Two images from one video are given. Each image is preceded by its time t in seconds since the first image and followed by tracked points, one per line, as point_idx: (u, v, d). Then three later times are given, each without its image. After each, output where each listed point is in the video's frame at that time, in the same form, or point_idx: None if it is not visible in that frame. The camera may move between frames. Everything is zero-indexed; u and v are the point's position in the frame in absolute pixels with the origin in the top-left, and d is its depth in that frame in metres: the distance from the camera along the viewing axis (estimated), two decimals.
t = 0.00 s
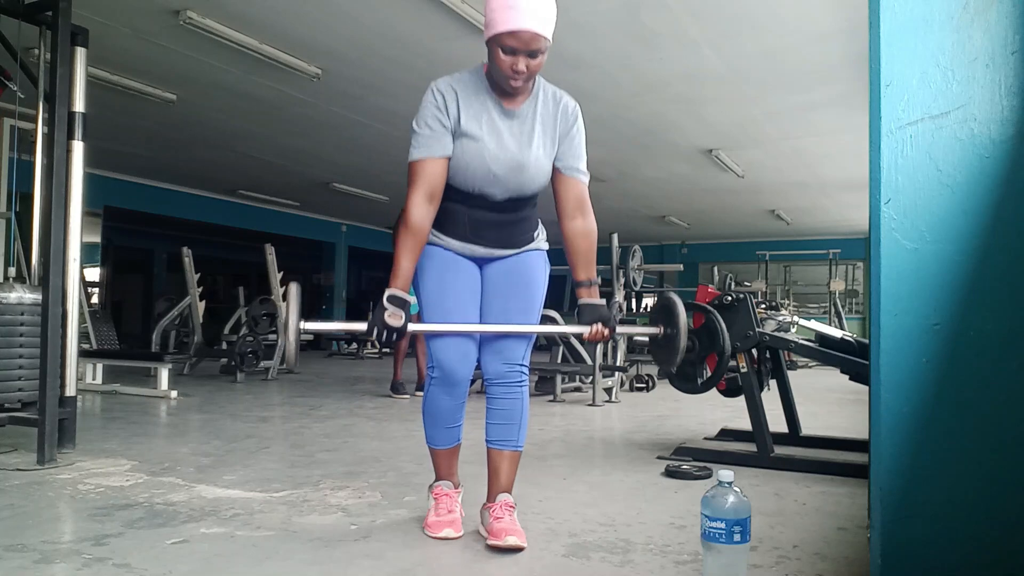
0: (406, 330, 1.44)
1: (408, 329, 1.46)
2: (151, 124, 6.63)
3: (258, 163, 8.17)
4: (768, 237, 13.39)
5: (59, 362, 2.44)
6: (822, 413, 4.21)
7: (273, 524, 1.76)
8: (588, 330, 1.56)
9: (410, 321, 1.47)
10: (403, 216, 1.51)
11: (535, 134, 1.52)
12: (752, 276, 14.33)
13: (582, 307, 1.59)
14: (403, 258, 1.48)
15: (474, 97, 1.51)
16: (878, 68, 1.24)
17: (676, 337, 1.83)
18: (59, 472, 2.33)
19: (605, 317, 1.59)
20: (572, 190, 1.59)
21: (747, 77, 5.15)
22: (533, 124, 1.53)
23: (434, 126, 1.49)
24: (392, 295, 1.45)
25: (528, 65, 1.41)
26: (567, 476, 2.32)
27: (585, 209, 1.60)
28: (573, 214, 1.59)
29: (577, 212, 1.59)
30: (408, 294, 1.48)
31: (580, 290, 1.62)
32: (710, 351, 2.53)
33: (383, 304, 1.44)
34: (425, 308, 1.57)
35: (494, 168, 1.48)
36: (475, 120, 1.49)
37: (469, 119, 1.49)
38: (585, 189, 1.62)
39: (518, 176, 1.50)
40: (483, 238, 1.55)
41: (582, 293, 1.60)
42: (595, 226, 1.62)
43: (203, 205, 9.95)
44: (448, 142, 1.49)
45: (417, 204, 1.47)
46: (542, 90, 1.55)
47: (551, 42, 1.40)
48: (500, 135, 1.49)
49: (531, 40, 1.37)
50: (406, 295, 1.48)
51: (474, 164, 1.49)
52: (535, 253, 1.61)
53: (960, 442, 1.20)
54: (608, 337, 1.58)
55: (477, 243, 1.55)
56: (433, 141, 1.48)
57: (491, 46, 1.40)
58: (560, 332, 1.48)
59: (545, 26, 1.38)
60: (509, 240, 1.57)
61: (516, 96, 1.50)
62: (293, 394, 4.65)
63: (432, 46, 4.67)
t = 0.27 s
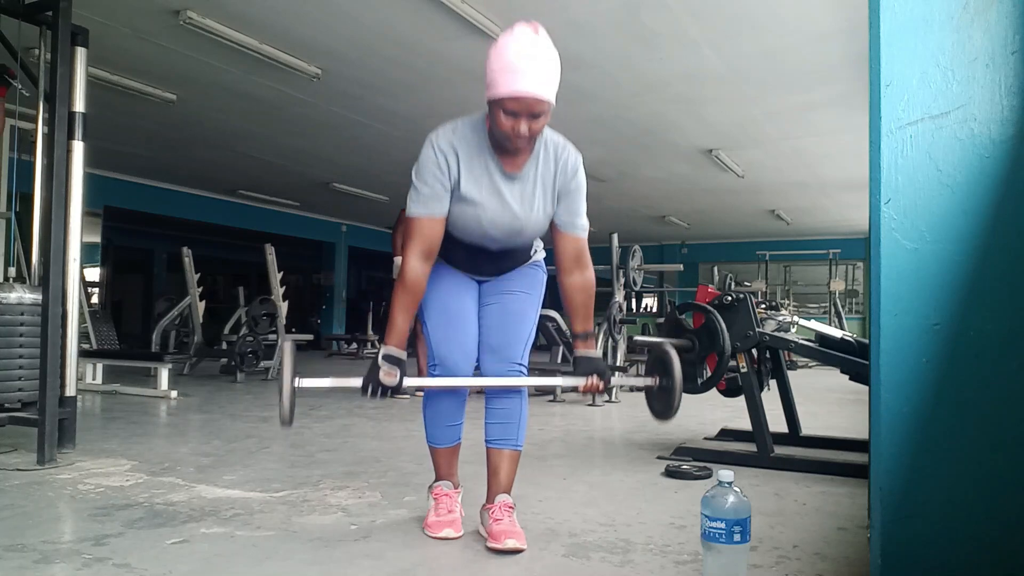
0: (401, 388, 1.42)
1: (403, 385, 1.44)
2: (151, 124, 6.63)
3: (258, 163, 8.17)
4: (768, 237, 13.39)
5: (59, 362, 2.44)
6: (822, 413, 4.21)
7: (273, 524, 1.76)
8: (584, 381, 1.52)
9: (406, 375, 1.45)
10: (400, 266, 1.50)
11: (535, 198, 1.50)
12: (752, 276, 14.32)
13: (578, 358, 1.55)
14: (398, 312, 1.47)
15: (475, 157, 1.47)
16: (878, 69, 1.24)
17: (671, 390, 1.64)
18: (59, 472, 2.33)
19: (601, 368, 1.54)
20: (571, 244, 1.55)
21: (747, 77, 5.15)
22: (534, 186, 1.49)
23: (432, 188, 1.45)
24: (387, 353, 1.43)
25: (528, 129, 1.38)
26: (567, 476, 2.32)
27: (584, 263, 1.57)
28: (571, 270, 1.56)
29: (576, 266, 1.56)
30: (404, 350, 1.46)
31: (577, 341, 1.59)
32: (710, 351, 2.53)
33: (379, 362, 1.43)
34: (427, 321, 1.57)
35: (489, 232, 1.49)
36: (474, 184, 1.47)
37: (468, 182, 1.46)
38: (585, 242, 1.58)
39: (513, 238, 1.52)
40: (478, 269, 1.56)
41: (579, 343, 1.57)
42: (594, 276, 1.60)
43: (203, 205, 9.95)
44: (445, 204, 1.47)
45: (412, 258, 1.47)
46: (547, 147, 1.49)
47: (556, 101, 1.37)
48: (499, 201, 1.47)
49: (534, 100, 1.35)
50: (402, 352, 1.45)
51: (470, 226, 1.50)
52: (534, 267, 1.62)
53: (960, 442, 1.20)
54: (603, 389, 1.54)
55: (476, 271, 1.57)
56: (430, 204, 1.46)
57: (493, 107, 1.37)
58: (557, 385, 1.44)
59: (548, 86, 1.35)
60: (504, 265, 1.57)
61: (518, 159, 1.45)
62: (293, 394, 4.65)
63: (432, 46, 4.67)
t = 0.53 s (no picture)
0: (395, 451, 1.38)
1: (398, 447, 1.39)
2: (151, 124, 6.63)
3: (258, 163, 8.17)
4: (768, 237, 13.40)
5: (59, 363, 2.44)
6: (822, 414, 4.21)
7: (273, 523, 1.76)
8: (578, 440, 1.45)
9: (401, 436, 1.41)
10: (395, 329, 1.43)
11: (532, 265, 1.48)
12: (752, 276, 14.32)
13: (572, 416, 1.49)
14: (393, 377, 1.41)
15: (474, 226, 1.43)
16: (878, 68, 1.24)
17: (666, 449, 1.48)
18: (59, 472, 2.33)
19: (596, 427, 1.48)
20: (568, 306, 1.51)
21: (747, 77, 5.16)
22: (533, 254, 1.47)
23: (430, 257, 1.41)
24: (382, 417, 1.38)
25: (529, 207, 1.33)
26: (567, 476, 2.32)
27: (582, 324, 1.52)
28: (569, 330, 1.51)
29: (573, 326, 1.51)
30: (398, 413, 1.41)
31: (572, 401, 1.53)
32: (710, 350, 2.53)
33: (372, 425, 1.38)
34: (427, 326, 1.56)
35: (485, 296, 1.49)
36: (473, 252, 1.44)
37: (466, 250, 1.43)
38: (583, 303, 1.53)
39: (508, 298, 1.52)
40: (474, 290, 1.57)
41: (574, 402, 1.52)
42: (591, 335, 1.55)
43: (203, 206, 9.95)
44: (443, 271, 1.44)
45: (409, 323, 1.40)
46: (548, 216, 1.45)
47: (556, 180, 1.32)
48: (497, 270, 1.45)
49: (535, 181, 1.30)
50: (396, 415, 1.41)
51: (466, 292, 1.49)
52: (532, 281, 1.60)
53: (960, 441, 1.20)
54: (598, 449, 1.47)
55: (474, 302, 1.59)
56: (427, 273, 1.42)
57: (494, 183, 1.32)
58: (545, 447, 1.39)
59: (549, 166, 1.30)
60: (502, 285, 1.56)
61: (518, 232, 1.41)
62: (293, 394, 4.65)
63: (433, 46, 4.67)
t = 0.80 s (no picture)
0: (395, 453, 1.37)
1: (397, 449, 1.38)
2: (150, 124, 6.62)
3: (258, 164, 8.17)
4: (768, 237, 13.40)
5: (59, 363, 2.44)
6: (822, 413, 4.21)
7: (273, 523, 1.76)
8: (578, 445, 1.43)
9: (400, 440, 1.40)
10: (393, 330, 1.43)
11: (532, 266, 1.47)
12: (752, 276, 14.32)
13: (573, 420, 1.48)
14: (392, 380, 1.41)
15: (472, 227, 1.42)
16: (878, 69, 1.24)
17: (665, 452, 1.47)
18: (59, 472, 2.33)
19: (596, 431, 1.47)
20: (566, 308, 1.50)
21: (747, 77, 5.16)
22: (532, 256, 1.46)
23: (428, 258, 1.40)
24: (381, 420, 1.38)
25: (527, 207, 1.33)
26: (567, 476, 2.32)
27: (581, 326, 1.51)
28: (566, 332, 1.50)
29: (571, 328, 1.50)
30: (398, 416, 1.41)
31: (572, 404, 1.53)
32: (710, 350, 2.53)
33: (372, 428, 1.38)
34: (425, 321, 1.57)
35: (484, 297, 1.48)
36: (471, 253, 1.42)
37: (465, 250, 1.42)
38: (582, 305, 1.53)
39: (507, 299, 1.52)
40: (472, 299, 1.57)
41: (574, 406, 1.52)
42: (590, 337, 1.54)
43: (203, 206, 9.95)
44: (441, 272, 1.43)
45: (409, 324, 1.41)
46: (547, 216, 1.44)
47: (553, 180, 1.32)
48: (496, 271, 1.45)
49: (532, 184, 1.30)
50: (395, 418, 1.40)
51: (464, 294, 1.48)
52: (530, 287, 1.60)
53: (960, 440, 1.20)
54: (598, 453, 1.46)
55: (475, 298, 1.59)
56: (425, 273, 1.41)
57: (492, 185, 1.31)
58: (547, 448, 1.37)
59: (547, 167, 1.30)
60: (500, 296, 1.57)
61: (517, 233, 1.41)
62: (293, 394, 4.64)
63: (433, 46, 4.67)
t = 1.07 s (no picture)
0: (399, 383, 1.39)
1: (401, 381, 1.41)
2: (150, 123, 6.62)
3: (258, 164, 8.17)
4: (768, 237, 13.41)
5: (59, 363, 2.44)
6: (821, 413, 4.21)
7: (273, 524, 1.76)
8: (581, 377, 1.52)
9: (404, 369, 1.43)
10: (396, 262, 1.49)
11: (532, 187, 1.48)
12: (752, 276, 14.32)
13: (576, 354, 1.55)
14: (395, 308, 1.47)
15: (470, 146, 1.46)
16: (878, 69, 1.24)
17: (670, 388, 1.64)
18: (59, 472, 2.33)
19: (598, 364, 1.54)
20: (568, 237, 1.54)
21: (747, 77, 5.16)
22: (532, 175, 1.48)
23: (428, 178, 1.44)
24: (384, 349, 1.42)
25: (522, 109, 1.37)
26: (567, 476, 2.32)
27: (582, 256, 1.55)
28: (569, 263, 1.55)
29: (573, 259, 1.55)
30: (401, 345, 1.45)
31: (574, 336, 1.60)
32: (710, 350, 2.53)
33: (376, 357, 1.40)
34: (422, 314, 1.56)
35: (488, 222, 1.47)
36: (471, 172, 1.45)
37: (465, 170, 1.44)
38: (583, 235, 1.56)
39: (513, 227, 1.49)
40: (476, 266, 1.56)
41: (577, 339, 1.58)
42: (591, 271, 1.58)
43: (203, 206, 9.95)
44: (442, 193, 1.45)
45: (409, 250, 1.45)
46: (542, 134, 1.49)
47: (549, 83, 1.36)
48: (497, 190, 1.45)
49: (527, 82, 1.33)
50: (399, 347, 1.45)
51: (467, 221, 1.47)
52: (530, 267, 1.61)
53: (960, 439, 1.20)
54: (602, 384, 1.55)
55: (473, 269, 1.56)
56: (426, 194, 1.44)
57: (487, 90, 1.36)
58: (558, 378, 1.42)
59: (542, 68, 1.34)
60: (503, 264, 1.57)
61: (515, 144, 1.44)
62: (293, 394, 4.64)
63: (433, 46, 4.67)
